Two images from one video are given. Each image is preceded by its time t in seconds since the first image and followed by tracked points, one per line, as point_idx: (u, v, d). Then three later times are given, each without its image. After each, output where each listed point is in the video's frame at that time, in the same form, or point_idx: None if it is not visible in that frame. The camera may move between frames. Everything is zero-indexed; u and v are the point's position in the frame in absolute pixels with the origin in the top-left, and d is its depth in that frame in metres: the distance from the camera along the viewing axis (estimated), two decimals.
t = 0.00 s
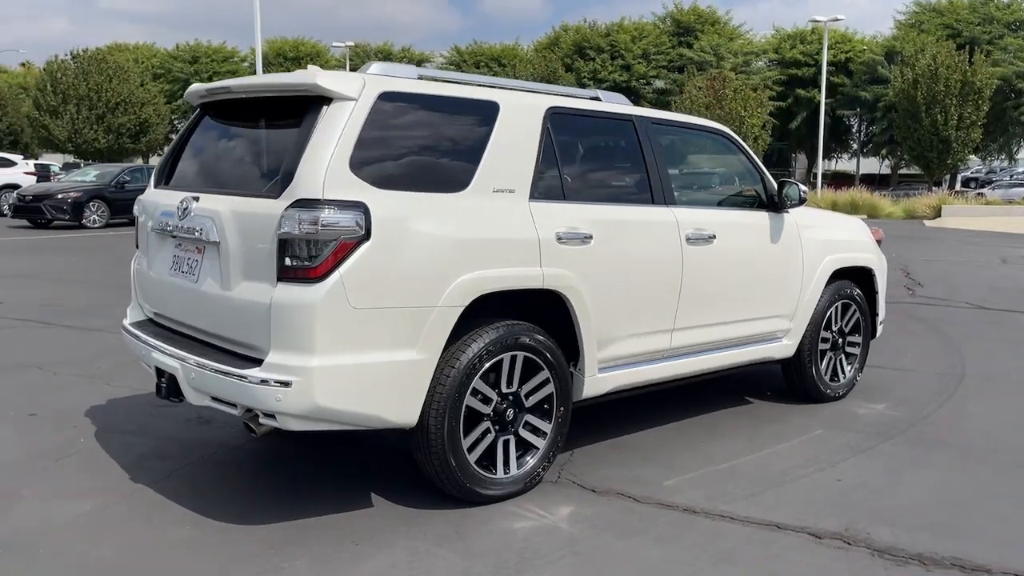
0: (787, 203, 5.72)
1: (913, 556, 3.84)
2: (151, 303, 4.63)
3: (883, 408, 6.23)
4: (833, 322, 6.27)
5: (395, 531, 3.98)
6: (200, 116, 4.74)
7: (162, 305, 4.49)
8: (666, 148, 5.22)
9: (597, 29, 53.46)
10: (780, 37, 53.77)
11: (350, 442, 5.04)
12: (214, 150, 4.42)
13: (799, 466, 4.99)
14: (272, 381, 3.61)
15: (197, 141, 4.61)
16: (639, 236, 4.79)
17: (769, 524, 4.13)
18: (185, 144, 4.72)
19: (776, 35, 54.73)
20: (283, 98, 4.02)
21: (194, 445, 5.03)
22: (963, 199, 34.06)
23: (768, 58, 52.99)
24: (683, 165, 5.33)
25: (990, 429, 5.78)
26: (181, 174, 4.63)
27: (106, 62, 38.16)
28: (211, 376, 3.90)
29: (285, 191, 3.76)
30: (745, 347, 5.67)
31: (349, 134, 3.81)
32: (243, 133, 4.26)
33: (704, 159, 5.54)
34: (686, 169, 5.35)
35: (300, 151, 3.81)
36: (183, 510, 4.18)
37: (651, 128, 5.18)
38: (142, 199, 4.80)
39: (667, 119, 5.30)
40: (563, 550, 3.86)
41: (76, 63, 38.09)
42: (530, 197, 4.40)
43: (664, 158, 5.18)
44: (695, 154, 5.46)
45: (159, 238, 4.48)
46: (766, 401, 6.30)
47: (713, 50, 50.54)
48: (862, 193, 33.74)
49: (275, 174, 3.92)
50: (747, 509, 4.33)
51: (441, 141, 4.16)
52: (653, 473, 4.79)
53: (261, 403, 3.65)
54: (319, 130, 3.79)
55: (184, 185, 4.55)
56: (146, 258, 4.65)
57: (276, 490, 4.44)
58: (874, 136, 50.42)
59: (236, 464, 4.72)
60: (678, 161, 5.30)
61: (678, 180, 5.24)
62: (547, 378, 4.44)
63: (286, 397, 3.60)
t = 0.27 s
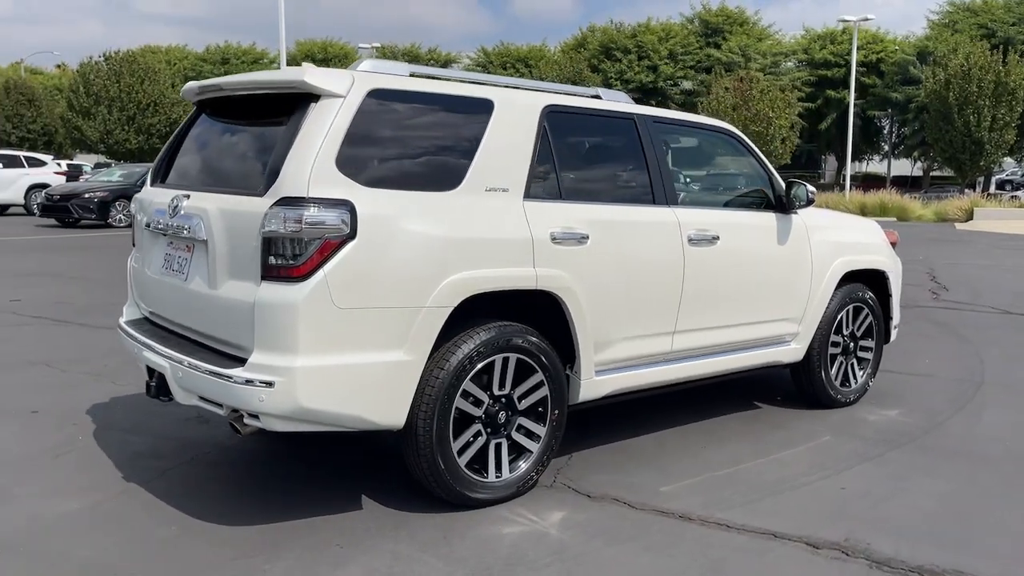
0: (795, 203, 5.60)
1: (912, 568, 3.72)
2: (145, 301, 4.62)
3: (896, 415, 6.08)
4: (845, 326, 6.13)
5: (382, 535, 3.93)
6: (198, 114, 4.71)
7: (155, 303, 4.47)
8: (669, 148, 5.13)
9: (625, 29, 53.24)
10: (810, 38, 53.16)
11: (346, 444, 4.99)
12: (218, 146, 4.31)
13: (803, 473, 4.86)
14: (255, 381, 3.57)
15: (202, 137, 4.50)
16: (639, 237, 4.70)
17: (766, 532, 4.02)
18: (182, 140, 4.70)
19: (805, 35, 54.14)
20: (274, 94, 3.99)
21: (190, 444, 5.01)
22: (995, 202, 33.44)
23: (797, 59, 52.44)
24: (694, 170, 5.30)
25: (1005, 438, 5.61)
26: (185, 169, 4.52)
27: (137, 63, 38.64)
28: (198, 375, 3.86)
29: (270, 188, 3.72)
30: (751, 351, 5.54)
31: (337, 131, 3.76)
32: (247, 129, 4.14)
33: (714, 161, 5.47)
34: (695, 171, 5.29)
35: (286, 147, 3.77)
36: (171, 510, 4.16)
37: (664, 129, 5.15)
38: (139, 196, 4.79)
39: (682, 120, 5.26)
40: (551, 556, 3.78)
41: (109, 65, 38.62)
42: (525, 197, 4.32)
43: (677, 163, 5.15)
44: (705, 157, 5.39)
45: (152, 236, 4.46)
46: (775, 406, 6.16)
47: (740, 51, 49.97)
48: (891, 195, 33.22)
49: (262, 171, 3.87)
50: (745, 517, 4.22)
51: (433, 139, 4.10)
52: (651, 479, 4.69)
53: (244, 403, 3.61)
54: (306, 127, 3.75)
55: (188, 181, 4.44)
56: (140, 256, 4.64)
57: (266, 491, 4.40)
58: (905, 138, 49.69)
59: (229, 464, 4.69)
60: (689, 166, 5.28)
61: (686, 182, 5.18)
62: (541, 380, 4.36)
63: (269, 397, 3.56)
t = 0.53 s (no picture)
0: (802, 206, 5.49)
1: None
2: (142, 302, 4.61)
3: (908, 422, 5.94)
4: (855, 331, 6.00)
5: (371, 540, 3.89)
6: (197, 114, 4.69)
7: (150, 305, 4.47)
8: (671, 150, 5.05)
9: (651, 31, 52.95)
10: (838, 38, 52.65)
11: (343, 447, 4.95)
12: (223, 144, 4.22)
13: (806, 481, 4.76)
14: (242, 384, 3.54)
15: (207, 135, 4.41)
16: (639, 240, 4.63)
17: (763, 542, 3.94)
18: (177, 146, 4.72)
19: (835, 35, 53.53)
20: (266, 95, 3.97)
21: (188, 445, 5.00)
22: None
23: (826, 60, 51.87)
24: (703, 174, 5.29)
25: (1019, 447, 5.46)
26: (189, 167, 4.43)
27: (166, 66, 39.05)
28: (187, 377, 3.85)
29: (258, 189, 3.70)
30: (757, 357, 5.43)
31: (326, 131, 3.73)
32: (252, 127, 4.03)
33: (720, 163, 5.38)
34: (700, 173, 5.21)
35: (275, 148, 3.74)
36: (163, 512, 4.15)
37: (676, 132, 5.12)
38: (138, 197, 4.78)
39: (697, 122, 5.23)
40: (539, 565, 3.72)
41: (138, 67, 39.07)
42: (520, 199, 4.26)
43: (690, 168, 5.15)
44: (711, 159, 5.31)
45: (148, 237, 4.45)
46: (784, 413, 6.05)
47: (768, 52, 49.96)
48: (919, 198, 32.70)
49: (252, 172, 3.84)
50: (743, 527, 4.13)
51: (426, 141, 4.05)
52: (649, 486, 4.61)
53: (231, 406, 3.58)
54: (294, 128, 3.73)
55: (191, 180, 4.35)
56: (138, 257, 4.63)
57: (259, 493, 4.38)
58: (936, 140, 48.94)
59: (225, 466, 4.68)
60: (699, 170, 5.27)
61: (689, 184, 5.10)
62: (537, 385, 4.30)
63: (255, 400, 3.52)
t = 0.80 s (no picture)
0: (805, 210, 5.46)
1: None
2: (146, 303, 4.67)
3: (916, 428, 5.88)
4: (862, 336, 5.95)
5: (365, 540, 3.93)
6: (202, 118, 4.75)
7: (155, 306, 4.52)
8: (672, 153, 5.04)
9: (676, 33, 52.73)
10: (865, 40, 52.10)
11: (344, 448, 5.00)
12: (231, 145, 4.23)
13: (806, 486, 4.73)
14: (235, 384, 3.59)
15: (213, 138, 4.45)
16: (638, 244, 4.63)
17: (756, 547, 3.92)
18: (184, 147, 4.78)
19: (862, 37, 53.00)
20: (265, 100, 4.02)
21: (193, 445, 5.06)
22: None
23: (853, 62, 51.37)
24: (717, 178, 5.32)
25: None
26: (196, 169, 4.46)
27: (193, 70, 39.50)
28: (184, 378, 3.90)
29: (253, 193, 3.75)
30: (760, 361, 5.40)
31: (320, 136, 3.77)
32: (260, 127, 4.03)
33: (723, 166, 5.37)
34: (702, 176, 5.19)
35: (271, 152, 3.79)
36: (163, 511, 4.21)
37: (684, 135, 5.15)
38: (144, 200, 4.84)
39: (706, 127, 5.26)
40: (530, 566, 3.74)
41: (166, 72, 39.57)
42: (516, 202, 4.28)
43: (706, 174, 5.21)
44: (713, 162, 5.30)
45: (153, 239, 4.50)
46: (790, 417, 6.01)
47: (793, 53, 49.73)
48: (946, 201, 32.27)
49: (251, 175, 3.88)
50: (738, 531, 4.12)
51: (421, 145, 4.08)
52: (647, 490, 4.61)
53: (225, 406, 3.63)
54: (289, 133, 3.77)
55: (198, 180, 4.37)
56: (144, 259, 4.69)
57: (259, 493, 4.43)
58: (966, 142, 48.28)
59: (227, 466, 4.74)
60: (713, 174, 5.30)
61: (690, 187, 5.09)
62: (533, 388, 4.31)
63: (248, 401, 3.57)
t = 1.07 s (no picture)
0: (800, 212, 5.51)
1: None
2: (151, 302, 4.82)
3: (914, 429, 5.90)
4: (861, 337, 5.98)
5: (357, 533, 4.04)
6: (207, 122, 4.89)
7: (160, 304, 4.66)
8: (665, 156, 5.12)
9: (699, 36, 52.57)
10: (891, 42, 51.60)
11: (343, 445, 5.12)
12: (236, 148, 4.34)
13: (797, 485, 4.79)
14: (231, 380, 3.72)
15: (218, 141, 4.57)
16: (629, 245, 4.71)
17: (740, 543, 3.99)
18: (191, 148, 4.92)
19: (888, 39, 52.53)
20: (263, 105, 4.15)
21: (198, 440, 5.21)
22: None
23: (878, 65, 50.94)
24: (714, 174, 5.37)
25: None
26: (202, 171, 4.58)
27: (219, 76, 40.01)
28: (184, 373, 4.04)
29: (249, 195, 3.88)
30: (755, 362, 5.45)
31: (314, 141, 3.90)
32: (260, 132, 4.16)
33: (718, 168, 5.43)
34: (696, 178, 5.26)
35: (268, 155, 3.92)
36: (165, 503, 4.35)
37: (678, 139, 5.23)
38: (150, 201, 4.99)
39: (701, 130, 5.33)
40: (516, 558, 3.83)
41: (193, 77, 40.12)
42: (508, 204, 4.38)
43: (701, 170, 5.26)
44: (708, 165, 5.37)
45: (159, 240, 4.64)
46: (789, 418, 6.05)
47: (818, 56, 49.47)
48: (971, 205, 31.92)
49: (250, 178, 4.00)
50: (724, 528, 4.18)
51: (417, 148, 4.21)
52: (638, 487, 4.68)
53: (221, 401, 3.76)
54: (284, 137, 3.91)
55: (205, 181, 4.50)
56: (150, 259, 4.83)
57: (258, 486, 4.56)
58: (993, 145, 47.68)
59: (229, 461, 4.88)
60: (709, 170, 5.36)
61: (684, 190, 5.16)
62: (524, 386, 4.40)
63: (242, 396, 3.70)
